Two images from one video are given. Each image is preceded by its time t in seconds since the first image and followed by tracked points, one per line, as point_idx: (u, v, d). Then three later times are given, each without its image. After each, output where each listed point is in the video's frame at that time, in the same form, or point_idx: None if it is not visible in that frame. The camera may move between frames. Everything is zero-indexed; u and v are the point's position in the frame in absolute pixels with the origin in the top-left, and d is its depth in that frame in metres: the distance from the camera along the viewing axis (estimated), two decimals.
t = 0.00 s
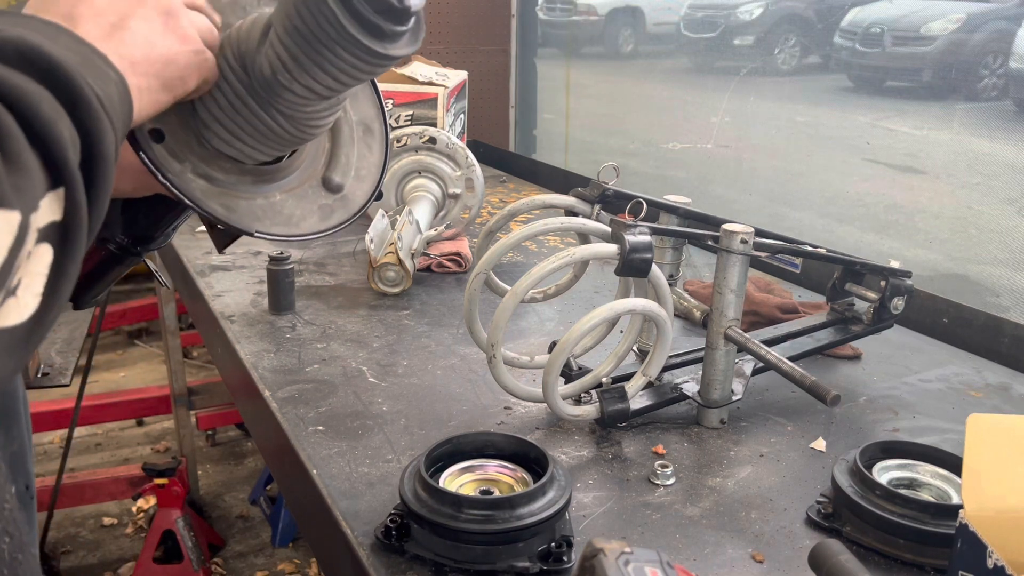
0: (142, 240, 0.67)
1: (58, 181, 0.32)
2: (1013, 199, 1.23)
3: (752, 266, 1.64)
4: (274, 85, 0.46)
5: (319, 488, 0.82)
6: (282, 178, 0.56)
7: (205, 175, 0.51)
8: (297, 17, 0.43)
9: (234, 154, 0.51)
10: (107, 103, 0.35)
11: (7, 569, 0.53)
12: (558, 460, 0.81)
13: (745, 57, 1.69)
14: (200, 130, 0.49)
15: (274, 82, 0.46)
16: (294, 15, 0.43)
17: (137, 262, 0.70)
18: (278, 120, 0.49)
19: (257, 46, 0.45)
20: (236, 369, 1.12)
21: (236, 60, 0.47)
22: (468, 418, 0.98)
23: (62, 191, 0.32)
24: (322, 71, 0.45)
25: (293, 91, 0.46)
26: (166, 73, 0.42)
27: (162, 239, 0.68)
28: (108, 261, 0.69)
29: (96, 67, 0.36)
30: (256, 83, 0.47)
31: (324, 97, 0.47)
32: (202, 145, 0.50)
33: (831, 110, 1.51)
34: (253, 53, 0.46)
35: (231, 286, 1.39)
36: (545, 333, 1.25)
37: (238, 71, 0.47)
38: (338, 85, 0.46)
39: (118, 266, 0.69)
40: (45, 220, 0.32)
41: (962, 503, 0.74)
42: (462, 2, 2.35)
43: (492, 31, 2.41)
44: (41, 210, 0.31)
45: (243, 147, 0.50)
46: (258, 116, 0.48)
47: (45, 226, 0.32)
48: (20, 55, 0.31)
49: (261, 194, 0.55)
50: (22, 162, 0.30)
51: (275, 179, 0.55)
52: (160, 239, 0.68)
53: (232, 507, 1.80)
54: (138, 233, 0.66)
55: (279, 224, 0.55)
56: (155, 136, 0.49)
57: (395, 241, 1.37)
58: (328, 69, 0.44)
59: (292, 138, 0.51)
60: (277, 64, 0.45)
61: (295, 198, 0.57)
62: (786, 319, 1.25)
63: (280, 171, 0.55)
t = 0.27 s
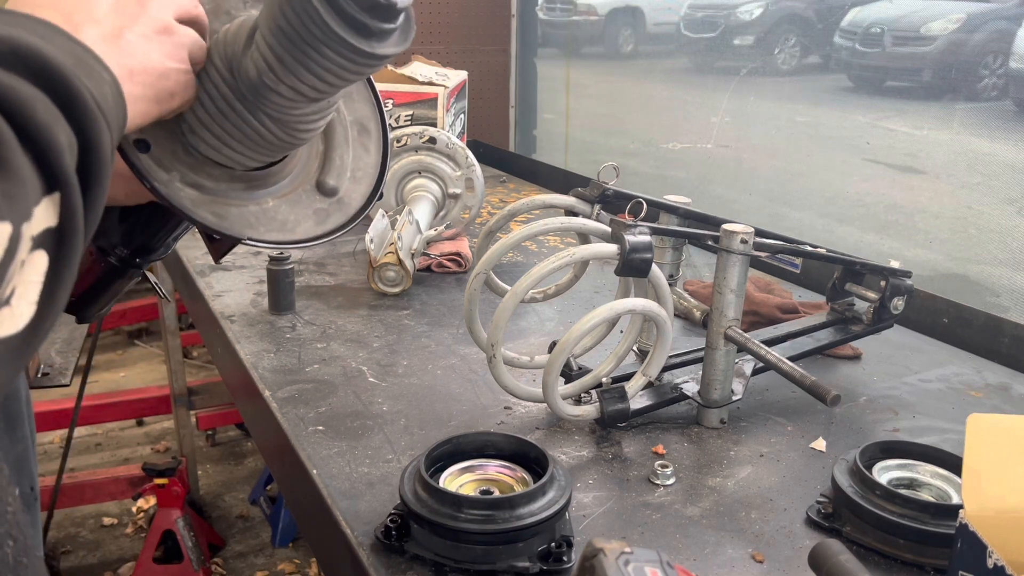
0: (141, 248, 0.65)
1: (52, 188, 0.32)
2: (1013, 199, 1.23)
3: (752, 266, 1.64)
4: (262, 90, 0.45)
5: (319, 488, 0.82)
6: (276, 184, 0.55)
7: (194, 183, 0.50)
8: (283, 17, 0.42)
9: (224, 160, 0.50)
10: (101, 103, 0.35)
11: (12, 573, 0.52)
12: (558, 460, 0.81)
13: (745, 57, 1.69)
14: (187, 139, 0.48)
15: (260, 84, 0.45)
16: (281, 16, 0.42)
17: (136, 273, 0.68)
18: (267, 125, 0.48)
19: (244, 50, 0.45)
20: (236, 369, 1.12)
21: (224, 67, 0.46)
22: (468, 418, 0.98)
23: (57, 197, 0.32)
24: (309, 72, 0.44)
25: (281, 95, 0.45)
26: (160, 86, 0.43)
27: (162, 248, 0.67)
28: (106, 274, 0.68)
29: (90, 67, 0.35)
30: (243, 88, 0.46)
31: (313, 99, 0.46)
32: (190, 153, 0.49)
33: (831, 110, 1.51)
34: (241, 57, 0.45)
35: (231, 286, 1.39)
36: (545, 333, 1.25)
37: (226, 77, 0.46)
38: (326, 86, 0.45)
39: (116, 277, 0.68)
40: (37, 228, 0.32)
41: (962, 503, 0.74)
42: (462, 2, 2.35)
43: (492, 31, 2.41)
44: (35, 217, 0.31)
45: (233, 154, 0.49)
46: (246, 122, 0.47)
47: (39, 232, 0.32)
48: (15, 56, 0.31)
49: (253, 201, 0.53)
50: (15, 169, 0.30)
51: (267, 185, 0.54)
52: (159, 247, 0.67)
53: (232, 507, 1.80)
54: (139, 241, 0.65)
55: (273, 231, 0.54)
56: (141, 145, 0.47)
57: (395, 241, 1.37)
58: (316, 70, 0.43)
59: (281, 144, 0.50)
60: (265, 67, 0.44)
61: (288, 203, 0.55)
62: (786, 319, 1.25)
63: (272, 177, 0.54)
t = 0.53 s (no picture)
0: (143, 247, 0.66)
1: (55, 203, 0.32)
2: (1013, 199, 1.23)
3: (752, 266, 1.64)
4: (262, 63, 0.45)
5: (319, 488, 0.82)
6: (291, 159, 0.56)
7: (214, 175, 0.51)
8: None
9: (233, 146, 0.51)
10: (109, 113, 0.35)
11: None
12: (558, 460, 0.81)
13: (745, 57, 1.69)
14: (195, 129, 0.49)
15: (260, 56, 0.45)
16: None
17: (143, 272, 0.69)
18: (271, 102, 0.48)
19: (241, 25, 0.45)
20: (236, 369, 1.12)
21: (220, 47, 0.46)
22: (468, 418, 0.98)
23: (60, 211, 0.32)
24: (308, 40, 0.44)
25: (281, 67, 0.45)
26: (165, 89, 0.43)
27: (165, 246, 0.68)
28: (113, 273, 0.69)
29: (101, 73, 0.35)
30: (242, 66, 0.46)
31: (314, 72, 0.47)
32: (203, 146, 0.50)
33: (831, 110, 1.51)
34: (238, 33, 0.46)
35: (231, 286, 1.39)
36: (545, 333, 1.25)
37: (224, 57, 0.46)
38: (326, 57, 0.45)
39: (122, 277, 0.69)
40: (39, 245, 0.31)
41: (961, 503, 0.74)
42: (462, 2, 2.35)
43: (492, 30, 2.41)
44: (35, 234, 0.31)
45: (240, 138, 0.50)
46: (249, 102, 0.48)
47: (40, 249, 0.32)
48: (22, 62, 0.31)
49: (275, 183, 0.55)
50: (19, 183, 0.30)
51: (284, 164, 0.55)
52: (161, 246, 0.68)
53: (232, 507, 1.80)
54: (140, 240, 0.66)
55: (302, 207, 0.55)
56: (162, 151, 0.49)
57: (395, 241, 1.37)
58: (315, 37, 0.43)
59: (285, 123, 0.50)
60: (263, 38, 0.44)
61: (308, 178, 0.57)
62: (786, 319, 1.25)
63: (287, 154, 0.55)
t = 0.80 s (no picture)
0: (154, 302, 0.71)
1: (72, 223, 0.32)
2: (1013, 199, 1.23)
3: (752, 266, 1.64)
4: (260, 43, 0.45)
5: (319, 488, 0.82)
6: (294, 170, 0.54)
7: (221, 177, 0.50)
8: None
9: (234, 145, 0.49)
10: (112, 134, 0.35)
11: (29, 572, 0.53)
12: (558, 460, 0.81)
13: (745, 57, 1.69)
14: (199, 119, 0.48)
15: (260, 39, 0.45)
16: None
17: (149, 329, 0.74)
18: (269, 90, 0.47)
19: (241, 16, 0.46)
20: (236, 369, 1.12)
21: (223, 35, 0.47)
22: (468, 418, 0.98)
23: (76, 230, 0.33)
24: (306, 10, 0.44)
25: (279, 45, 0.45)
26: (150, 106, 0.42)
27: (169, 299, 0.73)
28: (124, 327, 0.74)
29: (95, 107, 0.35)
30: (242, 51, 0.46)
31: (312, 54, 0.46)
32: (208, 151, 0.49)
33: (831, 110, 1.51)
34: (238, 25, 0.46)
35: (231, 286, 1.39)
36: (545, 333, 1.25)
37: (224, 47, 0.46)
38: (328, 37, 0.45)
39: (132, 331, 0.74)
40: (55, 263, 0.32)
41: (962, 503, 0.74)
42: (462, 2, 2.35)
43: (492, 30, 2.41)
44: (59, 248, 0.32)
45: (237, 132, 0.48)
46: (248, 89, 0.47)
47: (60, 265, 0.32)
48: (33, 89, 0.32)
49: (280, 188, 0.53)
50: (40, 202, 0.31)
51: (289, 172, 0.54)
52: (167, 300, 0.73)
53: (232, 507, 1.80)
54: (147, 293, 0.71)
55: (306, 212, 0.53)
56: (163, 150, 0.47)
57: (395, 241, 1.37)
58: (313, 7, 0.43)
59: (285, 117, 0.48)
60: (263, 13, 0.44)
61: (312, 187, 0.55)
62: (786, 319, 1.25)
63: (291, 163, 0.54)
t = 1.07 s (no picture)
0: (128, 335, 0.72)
1: (98, 210, 0.39)
2: (1012, 199, 1.23)
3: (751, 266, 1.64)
4: (227, 89, 0.49)
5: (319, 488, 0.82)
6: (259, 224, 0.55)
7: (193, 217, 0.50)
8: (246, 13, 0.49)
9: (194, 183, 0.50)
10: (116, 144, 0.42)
11: (39, 569, 0.50)
12: (558, 460, 0.81)
13: (745, 57, 1.69)
14: (151, 169, 0.49)
15: (226, 86, 0.49)
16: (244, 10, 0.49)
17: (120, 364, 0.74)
18: (234, 135, 0.50)
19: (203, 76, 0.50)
20: (236, 369, 1.12)
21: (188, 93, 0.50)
22: (468, 418, 0.98)
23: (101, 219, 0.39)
24: (274, 59, 0.49)
25: (246, 90, 0.49)
26: (131, 124, 0.45)
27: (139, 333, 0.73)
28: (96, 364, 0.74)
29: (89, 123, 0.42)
30: (206, 100, 0.50)
31: (276, 103, 0.50)
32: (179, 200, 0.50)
33: (831, 110, 1.51)
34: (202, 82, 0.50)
35: (231, 286, 1.39)
36: (545, 334, 1.25)
37: (190, 103, 0.50)
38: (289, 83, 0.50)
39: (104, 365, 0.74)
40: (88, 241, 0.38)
41: (961, 503, 0.74)
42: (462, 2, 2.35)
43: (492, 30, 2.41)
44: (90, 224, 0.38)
45: (201, 174, 0.49)
46: (212, 136, 0.50)
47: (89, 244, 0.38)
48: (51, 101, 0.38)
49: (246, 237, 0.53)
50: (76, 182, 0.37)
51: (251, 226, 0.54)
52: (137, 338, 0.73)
53: (232, 507, 1.80)
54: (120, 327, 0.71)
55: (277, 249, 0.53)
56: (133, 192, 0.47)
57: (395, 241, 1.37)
58: (279, 55, 0.49)
59: (247, 162, 0.51)
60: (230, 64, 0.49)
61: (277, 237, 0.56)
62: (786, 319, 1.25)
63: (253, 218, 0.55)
